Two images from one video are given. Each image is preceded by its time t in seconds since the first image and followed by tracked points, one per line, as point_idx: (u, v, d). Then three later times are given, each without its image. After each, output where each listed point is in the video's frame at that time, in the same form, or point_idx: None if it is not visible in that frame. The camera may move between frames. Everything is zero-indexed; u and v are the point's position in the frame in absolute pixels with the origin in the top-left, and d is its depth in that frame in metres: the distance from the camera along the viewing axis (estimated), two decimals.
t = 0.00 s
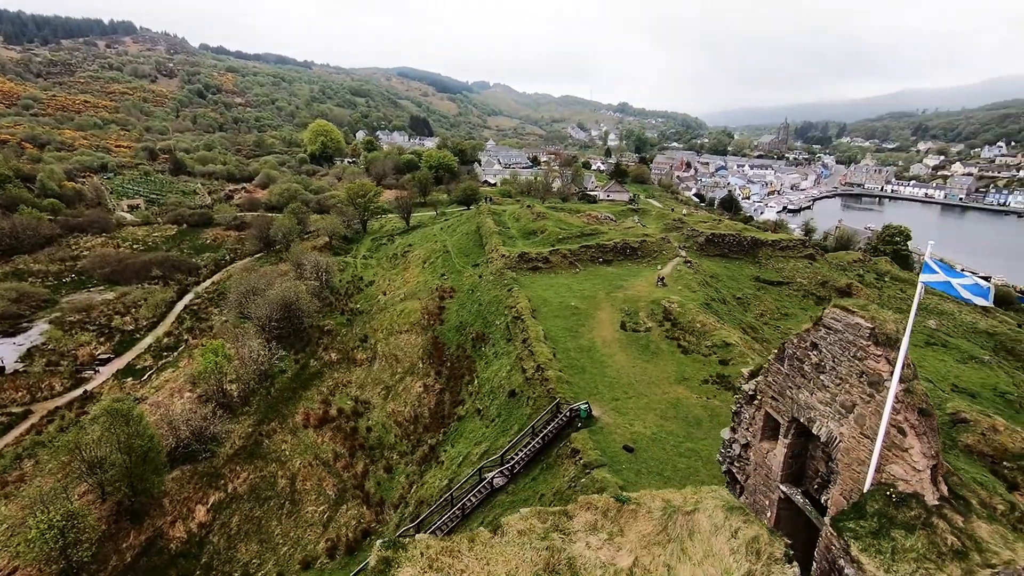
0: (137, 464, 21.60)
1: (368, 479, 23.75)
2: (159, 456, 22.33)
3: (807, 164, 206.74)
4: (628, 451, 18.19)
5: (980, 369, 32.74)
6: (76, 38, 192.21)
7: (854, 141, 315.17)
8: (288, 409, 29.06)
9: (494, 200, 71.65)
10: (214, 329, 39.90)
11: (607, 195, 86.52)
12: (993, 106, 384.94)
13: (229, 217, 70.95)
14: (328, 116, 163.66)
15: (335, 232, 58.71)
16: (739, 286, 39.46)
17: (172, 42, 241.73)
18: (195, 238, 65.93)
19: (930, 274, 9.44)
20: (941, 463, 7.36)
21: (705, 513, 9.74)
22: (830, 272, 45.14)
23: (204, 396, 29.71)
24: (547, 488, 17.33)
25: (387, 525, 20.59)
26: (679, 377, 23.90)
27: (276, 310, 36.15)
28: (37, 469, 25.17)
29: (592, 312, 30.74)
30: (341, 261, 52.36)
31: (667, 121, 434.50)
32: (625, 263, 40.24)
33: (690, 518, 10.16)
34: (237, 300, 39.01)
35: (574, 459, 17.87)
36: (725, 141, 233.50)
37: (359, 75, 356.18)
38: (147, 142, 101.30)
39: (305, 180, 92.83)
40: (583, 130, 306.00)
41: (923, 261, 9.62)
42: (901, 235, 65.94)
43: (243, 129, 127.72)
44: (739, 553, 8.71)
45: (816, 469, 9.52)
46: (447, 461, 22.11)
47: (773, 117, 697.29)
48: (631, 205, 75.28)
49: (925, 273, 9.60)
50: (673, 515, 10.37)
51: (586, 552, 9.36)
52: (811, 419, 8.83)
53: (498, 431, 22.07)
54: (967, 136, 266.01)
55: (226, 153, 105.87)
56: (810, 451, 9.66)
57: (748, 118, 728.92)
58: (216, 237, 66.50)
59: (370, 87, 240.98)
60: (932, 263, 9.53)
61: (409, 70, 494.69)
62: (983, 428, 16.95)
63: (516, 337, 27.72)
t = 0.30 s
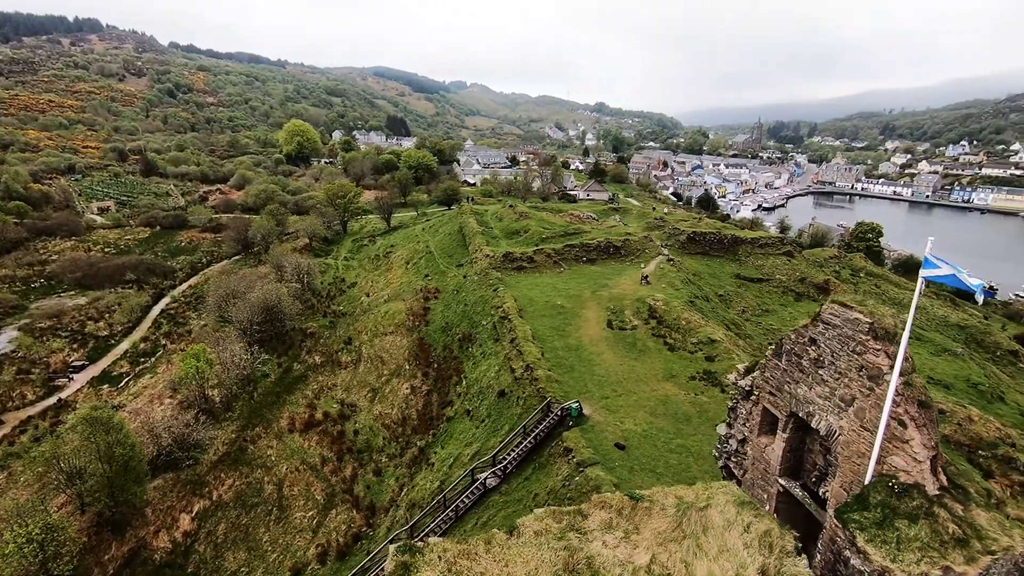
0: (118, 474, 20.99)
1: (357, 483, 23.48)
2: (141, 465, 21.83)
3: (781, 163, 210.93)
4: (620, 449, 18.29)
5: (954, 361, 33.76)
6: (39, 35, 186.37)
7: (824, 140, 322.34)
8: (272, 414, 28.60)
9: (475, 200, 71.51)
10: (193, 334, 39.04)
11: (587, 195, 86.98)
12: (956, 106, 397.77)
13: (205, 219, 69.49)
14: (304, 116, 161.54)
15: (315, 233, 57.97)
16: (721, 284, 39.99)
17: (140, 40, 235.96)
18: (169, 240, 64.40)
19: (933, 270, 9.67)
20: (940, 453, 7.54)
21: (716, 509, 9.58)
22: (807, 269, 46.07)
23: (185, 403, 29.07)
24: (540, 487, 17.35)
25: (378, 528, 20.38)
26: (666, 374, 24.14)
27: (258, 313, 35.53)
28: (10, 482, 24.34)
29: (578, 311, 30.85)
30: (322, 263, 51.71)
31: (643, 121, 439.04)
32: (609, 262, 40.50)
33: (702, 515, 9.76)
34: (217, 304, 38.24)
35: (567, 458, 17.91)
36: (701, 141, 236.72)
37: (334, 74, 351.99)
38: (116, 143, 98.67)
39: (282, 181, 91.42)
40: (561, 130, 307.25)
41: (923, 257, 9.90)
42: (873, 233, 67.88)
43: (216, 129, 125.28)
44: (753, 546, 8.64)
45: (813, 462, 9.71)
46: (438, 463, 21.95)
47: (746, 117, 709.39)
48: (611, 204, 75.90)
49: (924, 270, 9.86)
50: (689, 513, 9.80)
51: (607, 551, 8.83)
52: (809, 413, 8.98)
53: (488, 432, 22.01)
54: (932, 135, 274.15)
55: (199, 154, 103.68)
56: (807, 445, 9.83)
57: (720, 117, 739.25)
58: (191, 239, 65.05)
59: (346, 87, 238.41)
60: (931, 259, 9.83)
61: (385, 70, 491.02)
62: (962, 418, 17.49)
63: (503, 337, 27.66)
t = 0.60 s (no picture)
0: (97, 485, 20.35)
1: (346, 487, 23.15)
2: (121, 475, 21.27)
3: (753, 162, 214.86)
4: (611, 447, 18.39)
5: (926, 353, 34.84)
6: None
7: (795, 139, 329.32)
8: (255, 419, 28.09)
9: (455, 200, 71.24)
10: (169, 339, 38.07)
11: (565, 194, 87.29)
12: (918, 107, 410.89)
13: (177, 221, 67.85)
14: (278, 115, 158.98)
15: (293, 234, 57.09)
16: (702, 281, 40.51)
17: (104, 37, 229.11)
18: (141, 244, 62.69)
19: (930, 263, 10.33)
20: (938, 444, 7.74)
21: (730, 502, 9.57)
22: (784, 265, 46.99)
23: (165, 410, 28.39)
24: (534, 486, 17.37)
25: (369, 533, 20.16)
26: (654, 371, 24.37)
27: (238, 317, 34.83)
28: None
29: (564, 310, 30.95)
30: (302, 265, 50.96)
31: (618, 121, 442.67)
32: (592, 261, 40.75)
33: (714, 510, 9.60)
34: (195, 308, 37.38)
35: (560, 456, 17.94)
36: (675, 141, 239.72)
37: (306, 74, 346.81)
38: (82, 144, 95.69)
39: (256, 182, 89.75)
40: (538, 130, 307.98)
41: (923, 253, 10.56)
42: (845, 230, 69.77)
43: (186, 129, 122.41)
44: (766, 541, 8.62)
45: (811, 455, 9.87)
46: (428, 465, 21.77)
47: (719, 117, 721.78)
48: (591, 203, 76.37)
49: (923, 264, 10.51)
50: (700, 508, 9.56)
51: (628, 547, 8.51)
52: (808, 407, 9.14)
53: (478, 432, 21.92)
54: (897, 134, 282.26)
55: (169, 155, 101.15)
56: (804, 438, 10.00)
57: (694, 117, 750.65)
58: (163, 242, 63.42)
59: (320, 87, 235.14)
60: (932, 254, 10.48)
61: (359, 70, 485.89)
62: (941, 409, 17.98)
63: (490, 337, 27.60)
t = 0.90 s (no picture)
0: (77, 496, 19.73)
1: (334, 492, 22.87)
2: (103, 485, 20.76)
3: (727, 161, 218.30)
4: (604, 445, 18.47)
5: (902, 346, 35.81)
6: None
7: (767, 139, 335.60)
8: (239, 425, 27.57)
9: (435, 200, 70.91)
10: (145, 344, 37.11)
11: (545, 193, 87.45)
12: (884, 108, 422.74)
13: (150, 224, 66.14)
14: (252, 115, 156.22)
15: (272, 236, 56.16)
16: (684, 279, 40.99)
17: (67, 34, 221.99)
18: (111, 247, 60.90)
19: (929, 259, 10.13)
20: (937, 435, 7.93)
21: (742, 497, 9.24)
22: (763, 263, 47.85)
23: (144, 418, 27.70)
24: (528, 486, 17.36)
25: (360, 538, 19.94)
26: (641, 369, 24.57)
27: (218, 321, 34.15)
28: None
29: (549, 310, 31.02)
30: (282, 267, 50.11)
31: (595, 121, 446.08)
32: (575, 260, 40.93)
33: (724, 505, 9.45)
34: (172, 312, 36.51)
35: (552, 456, 17.95)
36: (651, 141, 242.28)
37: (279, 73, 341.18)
38: (46, 145, 92.65)
39: (231, 183, 88.03)
40: (515, 130, 308.17)
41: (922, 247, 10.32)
42: (819, 227, 71.44)
43: (156, 129, 119.40)
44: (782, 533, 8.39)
45: (808, 448, 10.04)
46: (419, 468, 21.59)
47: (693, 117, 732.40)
48: (571, 202, 76.82)
49: (924, 258, 10.28)
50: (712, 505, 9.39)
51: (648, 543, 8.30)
52: (806, 401, 9.30)
53: (469, 433, 21.83)
54: (865, 133, 289.73)
55: (139, 155, 98.53)
56: (801, 432, 10.17)
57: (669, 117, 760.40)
58: (136, 245, 61.77)
59: (294, 86, 231.73)
60: (932, 249, 10.23)
61: (333, 70, 480.04)
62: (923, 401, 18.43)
63: (478, 338, 27.50)
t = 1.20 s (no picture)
0: (57, 508, 19.11)
1: (324, 497, 22.59)
2: (84, 495, 20.19)
3: (704, 160, 221.30)
4: (596, 443, 18.53)
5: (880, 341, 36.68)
6: None
7: (742, 138, 341.11)
8: (223, 431, 27.12)
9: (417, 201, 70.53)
10: (122, 350, 36.21)
11: (526, 192, 87.54)
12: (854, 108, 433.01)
13: (123, 226, 64.50)
14: (226, 115, 153.36)
15: (251, 238, 55.22)
16: (668, 277, 41.45)
17: (30, 32, 215.10)
18: (83, 251, 59.23)
19: (928, 258, 10.08)
20: (935, 426, 8.11)
21: (752, 491, 9.07)
22: (743, 260, 48.62)
23: (125, 426, 27.10)
24: (522, 486, 17.36)
25: (352, 542, 19.73)
26: (630, 367, 24.75)
27: (198, 326, 33.55)
28: None
29: (537, 310, 31.02)
30: (262, 270, 49.33)
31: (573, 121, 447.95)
32: (560, 259, 41.07)
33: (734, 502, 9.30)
34: (150, 317, 35.71)
35: (545, 455, 17.97)
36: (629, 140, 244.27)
37: (253, 72, 335.52)
38: (11, 146, 89.69)
39: (206, 184, 86.36)
40: (494, 130, 308.09)
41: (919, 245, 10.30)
42: (795, 225, 72.84)
43: (127, 130, 116.45)
44: (792, 528, 8.34)
45: (805, 442, 10.21)
46: (410, 470, 21.42)
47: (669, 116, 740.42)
48: (552, 202, 77.02)
49: (920, 256, 10.24)
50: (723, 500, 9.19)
51: (667, 541, 8.02)
52: (805, 396, 9.45)
53: (460, 434, 21.73)
54: (836, 133, 296.41)
55: (110, 156, 96.02)
56: (799, 426, 10.33)
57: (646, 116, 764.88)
58: (109, 248, 60.18)
59: (269, 86, 228.18)
60: (928, 247, 10.18)
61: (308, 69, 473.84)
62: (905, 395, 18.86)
63: (466, 338, 27.40)
